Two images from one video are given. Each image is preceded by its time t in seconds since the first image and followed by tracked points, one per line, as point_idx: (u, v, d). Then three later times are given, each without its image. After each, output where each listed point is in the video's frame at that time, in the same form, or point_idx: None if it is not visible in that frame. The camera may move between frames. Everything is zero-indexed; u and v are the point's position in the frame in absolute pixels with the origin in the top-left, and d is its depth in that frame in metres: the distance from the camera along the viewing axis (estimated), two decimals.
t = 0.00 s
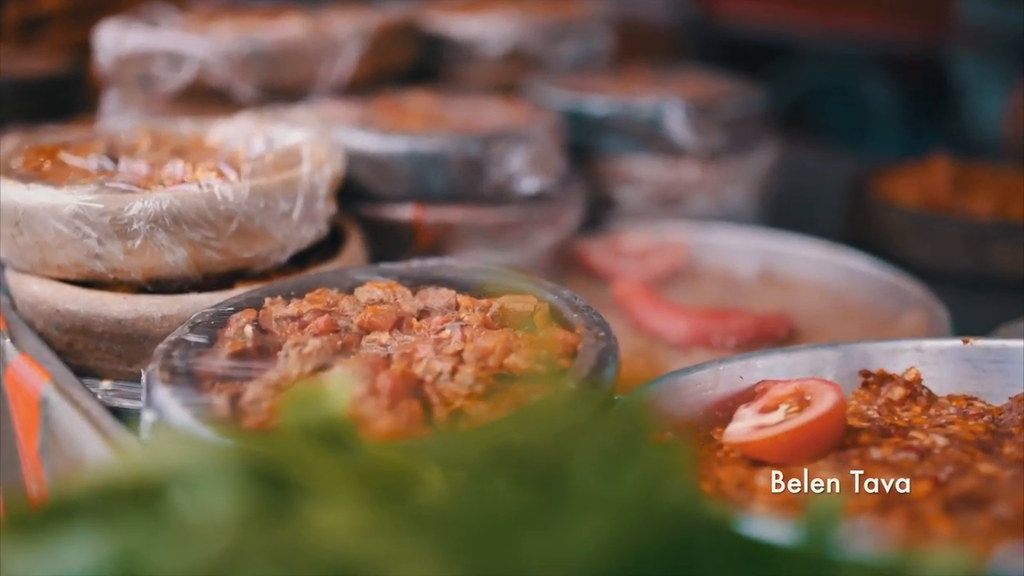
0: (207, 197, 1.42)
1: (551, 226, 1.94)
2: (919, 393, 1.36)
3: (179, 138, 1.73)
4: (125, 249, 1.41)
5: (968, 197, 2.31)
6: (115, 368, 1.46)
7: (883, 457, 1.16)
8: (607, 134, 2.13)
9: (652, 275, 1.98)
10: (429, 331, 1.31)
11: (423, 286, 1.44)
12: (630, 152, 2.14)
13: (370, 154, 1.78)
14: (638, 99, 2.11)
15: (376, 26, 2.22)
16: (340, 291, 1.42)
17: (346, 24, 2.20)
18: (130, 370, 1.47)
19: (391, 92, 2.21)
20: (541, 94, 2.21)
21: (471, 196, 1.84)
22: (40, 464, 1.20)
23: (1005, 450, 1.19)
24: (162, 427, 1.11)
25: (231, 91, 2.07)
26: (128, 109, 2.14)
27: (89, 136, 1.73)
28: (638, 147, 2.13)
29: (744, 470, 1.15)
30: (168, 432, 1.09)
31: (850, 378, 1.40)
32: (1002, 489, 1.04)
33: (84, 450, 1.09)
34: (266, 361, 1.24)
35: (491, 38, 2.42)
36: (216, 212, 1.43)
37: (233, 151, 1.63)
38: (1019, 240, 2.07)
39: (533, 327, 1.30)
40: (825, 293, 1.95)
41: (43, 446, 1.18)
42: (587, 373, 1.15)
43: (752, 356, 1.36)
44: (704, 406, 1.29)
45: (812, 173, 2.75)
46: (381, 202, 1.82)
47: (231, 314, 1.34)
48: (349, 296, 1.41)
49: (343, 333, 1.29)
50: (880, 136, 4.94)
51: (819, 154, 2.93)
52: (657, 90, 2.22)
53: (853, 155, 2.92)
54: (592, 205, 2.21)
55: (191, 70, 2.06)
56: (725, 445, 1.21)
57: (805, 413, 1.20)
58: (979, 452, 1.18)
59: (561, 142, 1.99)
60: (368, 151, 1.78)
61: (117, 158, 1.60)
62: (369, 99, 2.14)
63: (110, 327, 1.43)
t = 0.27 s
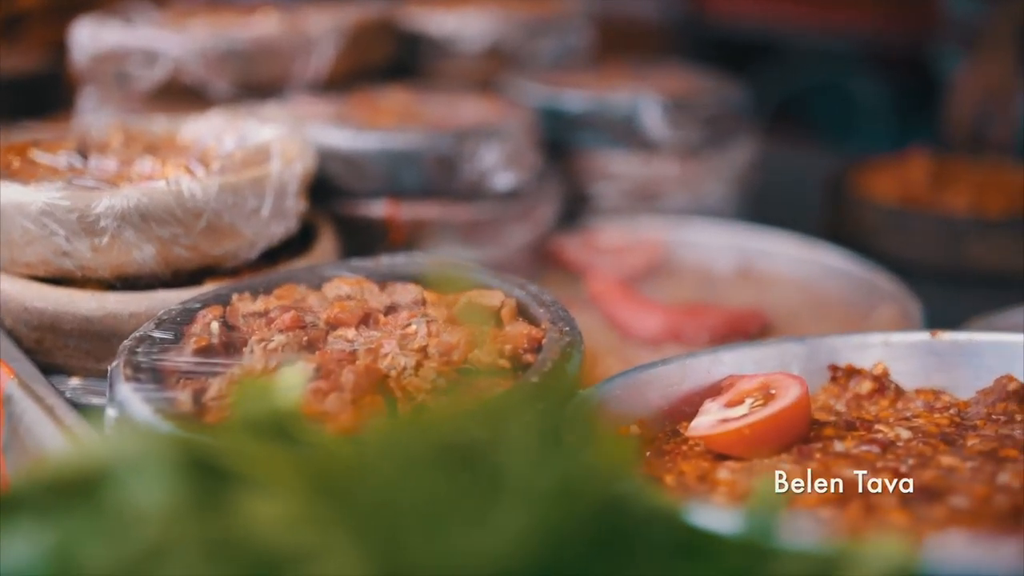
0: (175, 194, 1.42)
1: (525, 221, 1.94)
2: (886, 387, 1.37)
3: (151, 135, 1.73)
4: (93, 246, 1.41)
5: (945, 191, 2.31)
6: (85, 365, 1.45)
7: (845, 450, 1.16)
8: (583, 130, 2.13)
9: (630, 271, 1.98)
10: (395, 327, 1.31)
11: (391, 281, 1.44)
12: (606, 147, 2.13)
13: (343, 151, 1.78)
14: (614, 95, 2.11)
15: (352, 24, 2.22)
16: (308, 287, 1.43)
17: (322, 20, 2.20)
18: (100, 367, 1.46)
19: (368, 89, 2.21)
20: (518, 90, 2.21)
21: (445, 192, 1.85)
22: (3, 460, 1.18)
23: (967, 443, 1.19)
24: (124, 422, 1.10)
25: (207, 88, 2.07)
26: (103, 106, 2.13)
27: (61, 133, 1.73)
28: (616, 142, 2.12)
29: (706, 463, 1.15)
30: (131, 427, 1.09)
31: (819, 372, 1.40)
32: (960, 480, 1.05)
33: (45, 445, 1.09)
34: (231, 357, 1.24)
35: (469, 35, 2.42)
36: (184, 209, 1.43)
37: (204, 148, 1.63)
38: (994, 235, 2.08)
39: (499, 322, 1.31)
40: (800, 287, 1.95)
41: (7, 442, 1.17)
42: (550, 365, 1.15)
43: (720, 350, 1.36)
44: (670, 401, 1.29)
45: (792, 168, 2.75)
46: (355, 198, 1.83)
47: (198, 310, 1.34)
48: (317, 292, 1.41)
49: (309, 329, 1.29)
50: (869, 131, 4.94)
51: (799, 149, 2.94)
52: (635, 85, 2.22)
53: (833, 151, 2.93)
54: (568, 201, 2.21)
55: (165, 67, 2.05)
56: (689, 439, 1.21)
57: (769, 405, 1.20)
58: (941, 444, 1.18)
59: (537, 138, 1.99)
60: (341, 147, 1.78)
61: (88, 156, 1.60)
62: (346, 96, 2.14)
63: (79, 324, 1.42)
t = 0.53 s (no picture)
0: (157, 196, 1.43)
1: (509, 221, 1.95)
2: (863, 386, 1.37)
3: (135, 137, 1.74)
4: (75, 248, 1.42)
5: (930, 190, 2.32)
6: (67, 366, 1.46)
7: (819, 447, 1.17)
8: (567, 131, 2.14)
9: (616, 272, 1.98)
10: (374, 326, 1.32)
11: (372, 282, 1.45)
12: (591, 148, 2.14)
13: (326, 153, 1.80)
14: (598, 96, 2.12)
15: (337, 26, 2.23)
16: (289, 287, 1.43)
17: (308, 22, 2.21)
18: (82, 367, 1.46)
19: (354, 91, 2.22)
20: (504, 91, 2.22)
21: (429, 193, 1.85)
22: None
23: (940, 439, 1.20)
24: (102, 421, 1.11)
25: (193, 90, 2.07)
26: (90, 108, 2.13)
27: (47, 136, 1.74)
28: (601, 143, 2.13)
29: (681, 461, 1.16)
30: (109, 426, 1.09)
31: (797, 371, 1.41)
32: (930, 476, 1.06)
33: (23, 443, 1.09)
34: (211, 357, 1.24)
35: (457, 36, 2.43)
36: (166, 210, 1.44)
37: (188, 151, 1.64)
38: (976, 233, 2.09)
39: (477, 322, 1.32)
40: (783, 287, 1.95)
41: None
42: (525, 364, 1.16)
43: (698, 348, 1.37)
44: (647, 400, 1.29)
45: (779, 167, 2.76)
46: (339, 199, 1.84)
47: (178, 311, 1.35)
48: (297, 292, 1.42)
49: (289, 330, 1.30)
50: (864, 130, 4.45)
51: (788, 148, 2.95)
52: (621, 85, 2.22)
53: (820, 150, 2.94)
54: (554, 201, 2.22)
55: (151, 70, 2.05)
56: (665, 437, 1.22)
57: (744, 404, 1.21)
58: (914, 441, 1.19)
59: (521, 140, 2.00)
60: (326, 149, 1.80)
61: (71, 158, 1.61)
62: (332, 97, 2.15)
63: (61, 325, 1.42)
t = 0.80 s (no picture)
0: (131, 195, 1.44)
1: (486, 219, 1.96)
2: (831, 379, 1.39)
3: (112, 135, 1.75)
4: (49, 247, 1.42)
5: (907, 185, 2.33)
6: (42, 364, 1.46)
7: (783, 440, 1.18)
8: (545, 130, 2.15)
9: (593, 270, 2.00)
10: (345, 323, 1.33)
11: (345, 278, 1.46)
12: (569, 146, 2.15)
13: (304, 152, 1.80)
14: (575, 95, 2.13)
15: (316, 26, 2.24)
16: (262, 285, 1.45)
17: (287, 22, 2.22)
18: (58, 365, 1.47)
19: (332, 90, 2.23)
20: (482, 90, 2.23)
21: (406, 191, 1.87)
22: None
23: (903, 433, 1.22)
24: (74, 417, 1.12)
25: (172, 89, 2.08)
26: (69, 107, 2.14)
27: (25, 135, 1.74)
28: (578, 142, 2.14)
29: (646, 454, 1.17)
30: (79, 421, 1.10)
31: (767, 365, 1.42)
32: (888, 468, 1.07)
33: None
34: (183, 353, 1.25)
35: (436, 35, 2.44)
36: (140, 209, 1.45)
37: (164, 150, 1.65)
38: (951, 231, 2.11)
39: (447, 318, 1.33)
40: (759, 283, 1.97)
41: None
42: (492, 359, 1.18)
43: (666, 344, 1.38)
44: (616, 394, 1.31)
45: (758, 165, 2.78)
46: (316, 197, 1.85)
47: (151, 308, 1.36)
48: (270, 289, 1.44)
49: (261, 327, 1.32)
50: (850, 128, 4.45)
51: (767, 146, 2.96)
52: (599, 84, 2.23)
53: (799, 148, 2.96)
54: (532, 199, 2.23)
55: (130, 69, 2.06)
56: (632, 432, 1.23)
57: (710, 397, 1.23)
58: (877, 434, 1.21)
59: (498, 139, 2.02)
60: (302, 148, 1.80)
61: (48, 157, 1.61)
62: (310, 96, 2.16)
63: (35, 324, 1.42)
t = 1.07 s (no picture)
0: (104, 186, 1.45)
1: (463, 211, 1.97)
2: (800, 367, 1.41)
3: (89, 127, 1.76)
4: (23, 238, 1.43)
5: (883, 176, 2.34)
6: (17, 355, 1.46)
7: (748, 425, 1.20)
8: (523, 122, 2.17)
9: (571, 261, 2.01)
10: (317, 312, 1.34)
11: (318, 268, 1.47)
12: (547, 138, 2.16)
13: (280, 144, 1.82)
14: (551, 87, 2.14)
15: (294, 19, 2.25)
16: (235, 275, 1.46)
17: (265, 16, 2.23)
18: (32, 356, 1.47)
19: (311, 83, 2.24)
20: (461, 83, 2.24)
21: (382, 182, 1.88)
22: None
23: (867, 418, 1.23)
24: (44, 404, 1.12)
25: (151, 83, 2.09)
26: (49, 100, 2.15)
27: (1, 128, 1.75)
28: (555, 134, 2.16)
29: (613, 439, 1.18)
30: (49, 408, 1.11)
31: (737, 353, 1.44)
32: (848, 452, 1.09)
33: None
34: (154, 342, 1.26)
35: (415, 29, 2.45)
36: (114, 200, 1.46)
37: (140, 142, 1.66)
38: (926, 224, 2.12)
39: (417, 307, 1.34)
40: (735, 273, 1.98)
41: None
42: (460, 346, 1.19)
43: (636, 332, 1.39)
44: (584, 382, 1.32)
45: (738, 158, 2.79)
46: (294, 189, 1.86)
47: (124, 298, 1.37)
48: (243, 280, 1.45)
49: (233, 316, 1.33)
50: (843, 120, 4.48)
51: (748, 141, 2.97)
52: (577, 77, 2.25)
53: (778, 142, 2.98)
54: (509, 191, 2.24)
55: (108, 62, 2.07)
56: (599, 416, 1.24)
57: (676, 383, 1.24)
58: (841, 420, 1.22)
59: (474, 131, 2.03)
60: (279, 140, 1.82)
61: (23, 149, 1.62)
62: (289, 90, 2.18)
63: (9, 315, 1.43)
